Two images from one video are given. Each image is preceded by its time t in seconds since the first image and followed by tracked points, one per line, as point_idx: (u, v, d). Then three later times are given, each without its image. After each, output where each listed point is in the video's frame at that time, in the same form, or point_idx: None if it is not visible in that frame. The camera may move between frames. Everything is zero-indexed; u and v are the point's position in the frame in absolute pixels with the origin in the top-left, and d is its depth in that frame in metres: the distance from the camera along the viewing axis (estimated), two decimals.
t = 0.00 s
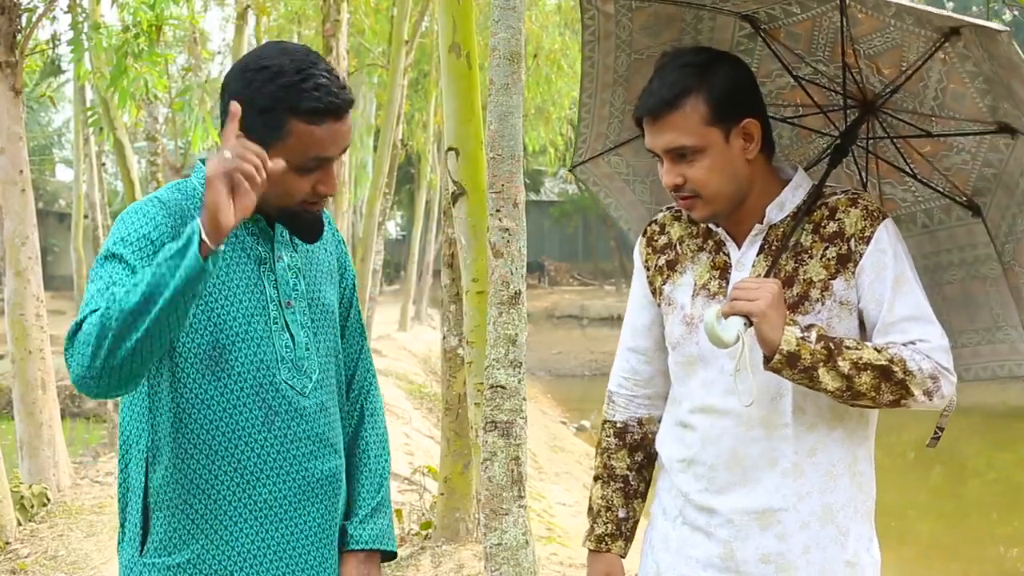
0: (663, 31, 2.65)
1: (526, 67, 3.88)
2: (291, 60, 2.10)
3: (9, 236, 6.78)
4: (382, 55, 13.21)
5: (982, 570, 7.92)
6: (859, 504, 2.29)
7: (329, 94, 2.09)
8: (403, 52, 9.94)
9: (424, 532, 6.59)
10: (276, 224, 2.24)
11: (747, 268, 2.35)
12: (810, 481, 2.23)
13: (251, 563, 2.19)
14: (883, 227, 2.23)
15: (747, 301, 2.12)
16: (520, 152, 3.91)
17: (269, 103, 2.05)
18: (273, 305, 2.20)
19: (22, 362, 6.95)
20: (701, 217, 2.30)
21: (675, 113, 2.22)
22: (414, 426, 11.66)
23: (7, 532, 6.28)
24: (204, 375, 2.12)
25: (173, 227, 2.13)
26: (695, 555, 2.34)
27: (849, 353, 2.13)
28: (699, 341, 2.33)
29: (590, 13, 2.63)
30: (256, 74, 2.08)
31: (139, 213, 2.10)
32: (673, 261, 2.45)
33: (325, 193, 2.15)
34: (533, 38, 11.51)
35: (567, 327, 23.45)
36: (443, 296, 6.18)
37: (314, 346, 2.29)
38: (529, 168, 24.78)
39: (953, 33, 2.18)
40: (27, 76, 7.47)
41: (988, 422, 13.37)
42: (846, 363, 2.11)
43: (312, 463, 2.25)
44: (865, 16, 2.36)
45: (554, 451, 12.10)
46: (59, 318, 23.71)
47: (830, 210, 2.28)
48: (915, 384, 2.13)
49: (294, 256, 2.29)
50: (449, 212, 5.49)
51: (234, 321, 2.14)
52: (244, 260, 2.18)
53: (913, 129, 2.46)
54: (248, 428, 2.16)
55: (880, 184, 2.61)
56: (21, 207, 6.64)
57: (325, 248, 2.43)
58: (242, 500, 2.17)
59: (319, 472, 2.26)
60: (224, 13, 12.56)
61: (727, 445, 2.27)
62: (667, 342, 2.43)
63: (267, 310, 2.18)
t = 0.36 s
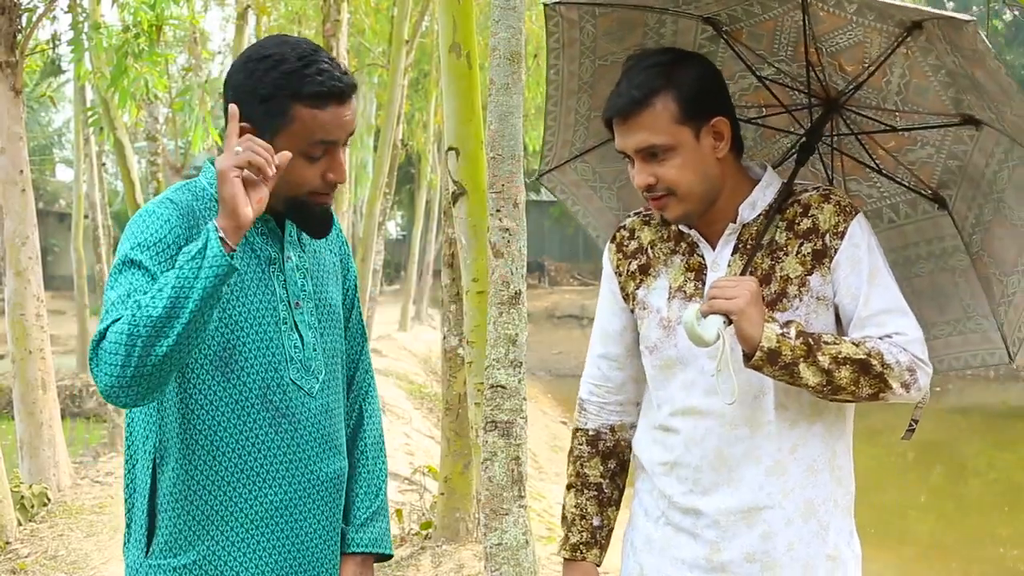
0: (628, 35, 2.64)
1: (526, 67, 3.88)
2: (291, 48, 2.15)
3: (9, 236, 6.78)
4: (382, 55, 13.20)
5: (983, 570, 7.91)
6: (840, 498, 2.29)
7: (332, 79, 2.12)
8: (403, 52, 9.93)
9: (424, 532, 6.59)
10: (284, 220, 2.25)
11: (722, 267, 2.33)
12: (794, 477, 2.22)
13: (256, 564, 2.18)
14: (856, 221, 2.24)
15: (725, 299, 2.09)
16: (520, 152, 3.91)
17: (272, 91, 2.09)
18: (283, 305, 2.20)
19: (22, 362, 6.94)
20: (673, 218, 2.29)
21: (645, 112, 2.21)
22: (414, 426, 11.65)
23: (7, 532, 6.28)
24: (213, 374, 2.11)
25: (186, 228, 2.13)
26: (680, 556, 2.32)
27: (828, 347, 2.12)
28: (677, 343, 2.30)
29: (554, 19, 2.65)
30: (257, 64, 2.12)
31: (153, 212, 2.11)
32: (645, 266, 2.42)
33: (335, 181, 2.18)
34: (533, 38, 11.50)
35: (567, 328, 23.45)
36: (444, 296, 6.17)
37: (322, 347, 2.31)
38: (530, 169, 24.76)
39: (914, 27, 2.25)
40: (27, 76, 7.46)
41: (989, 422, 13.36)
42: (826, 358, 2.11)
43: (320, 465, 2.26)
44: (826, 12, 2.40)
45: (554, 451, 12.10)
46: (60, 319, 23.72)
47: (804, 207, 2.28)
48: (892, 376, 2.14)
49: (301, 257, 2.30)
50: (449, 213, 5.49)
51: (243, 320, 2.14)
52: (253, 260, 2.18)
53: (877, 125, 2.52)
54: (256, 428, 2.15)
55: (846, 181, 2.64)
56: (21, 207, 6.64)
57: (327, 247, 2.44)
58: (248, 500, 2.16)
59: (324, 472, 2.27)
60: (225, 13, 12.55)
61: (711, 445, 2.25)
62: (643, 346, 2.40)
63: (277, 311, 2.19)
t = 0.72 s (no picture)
0: (625, 33, 2.67)
1: (526, 67, 3.88)
2: (340, 109, 2.10)
3: (8, 236, 6.77)
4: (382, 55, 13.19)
5: (983, 570, 7.90)
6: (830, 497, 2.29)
7: (370, 148, 2.11)
8: (403, 52, 9.93)
9: (424, 532, 6.59)
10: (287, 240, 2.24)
11: (714, 264, 2.33)
12: (786, 475, 2.22)
13: (252, 565, 2.23)
14: (848, 222, 2.24)
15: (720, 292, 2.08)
16: (520, 152, 3.91)
17: (318, 159, 2.05)
18: (285, 317, 2.24)
19: (22, 362, 6.94)
20: (660, 216, 2.28)
21: (638, 109, 2.21)
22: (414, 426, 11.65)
23: (7, 533, 6.28)
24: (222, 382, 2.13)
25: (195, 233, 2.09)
26: (670, 555, 2.31)
27: (820, 343, 2.12)
28: (669, 340, 2.30)
29: (555, 12, 2.66)
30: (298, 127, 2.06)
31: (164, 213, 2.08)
32: (636, 265, 2.41)
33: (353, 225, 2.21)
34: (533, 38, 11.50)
35: (567, 328, 23.44)
36: (444, 296, 6.16)
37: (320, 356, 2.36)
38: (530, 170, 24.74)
39: (909, 37, 2.30)
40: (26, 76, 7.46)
41: (989, 422, 13.36)
42: (818, 354, 2.11)
43: (316, 471, 2.31)
44: (823, 20, 2.44)
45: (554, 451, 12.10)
46: (60, 319, 23.72)
47: (796, 207, 2.28)
48: (881, 375, 2.14)
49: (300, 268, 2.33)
50: (449, 213, 5.49)
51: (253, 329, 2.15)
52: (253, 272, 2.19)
53: (864, 134, 2.54)
54: (261, 434, 2.19)
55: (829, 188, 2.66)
56: (21, 207, 6.62)
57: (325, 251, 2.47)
58: (250, 503, 2.21)
59: (321, 473, 2.34)
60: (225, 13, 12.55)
61: (703, 443, 2.25)
62: (633, 345, 2.39)
63: (281, 322, 2.22)
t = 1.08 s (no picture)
0: (638, 25, 2.65)
1: (526, 67, 3.88)
2: (304, 84, 2.08)
3: (8, 236, 6.76)
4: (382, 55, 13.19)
5: (982, 570, 7.90)
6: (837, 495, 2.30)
7: (342, 122, 2.09)
8: (403, 53, 9.93)
9: (424, 532, 6.58)
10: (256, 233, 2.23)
11: (722, 262, 2.32)
12: (792, 472, 2.22)
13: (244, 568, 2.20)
14: (855, 222, 2.24)
15: (729, 288, 2.08)
16: (520, 152, 3.91)
17: (283, 130, 2.03)
18: (263, 317, 2.21)
19: (22, 362, 6.93)
20: (668, 214, 2.28)
21: (645, 109, 2.21)
22: (414, 426, 11.65)
23: (7, 533, 6.28)
24: (199, 386, 2.12)
25: (161, 235, 2.10)
26: (677, 554, 2.30)
27: (827, 341, 2.12)
28: (677, 338, 2.29)
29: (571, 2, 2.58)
30: (269, 98, 2.05)
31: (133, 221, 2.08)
32: (644, 264, 2.40)
33: (324, 216, 2.15)
34: (533, 38, 11.51)
35: (567, 328, 23.44)
36: (444, 296, 6.16)
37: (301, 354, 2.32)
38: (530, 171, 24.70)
39: (922, 44, 2.33)
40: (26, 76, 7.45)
41: (989, 422, 13.37)
42: (825, 352, 2.11)
43: (302, 470, 2.27)
44: (836, 23, 2.46)
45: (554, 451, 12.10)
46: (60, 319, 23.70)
47: (803, 206, 2.28)
48: (888, 373, 2.15)
49: (280, 266, 2.30)
50: (450, 213, 5.49)
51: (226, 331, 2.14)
52: (228, 270, 2.17)
53: (869, 138, 2.55)
54: (243, 439, 2.16)
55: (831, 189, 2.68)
56: (21, 207, 6.61)
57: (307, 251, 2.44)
58: (237, 509, 2.18)
59: (309, 476, 2.29)
60: (225, 13, 12.55)
61: (712, 441, 2.24)
62: (641, 346, 2.38)
63: (257, 321, 2.19)
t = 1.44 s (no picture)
0: (645, 28, 2.66)
1: (526, 67, 3.88)
2: (232, 50, 2.07)
3: (9, 236, 6.75)
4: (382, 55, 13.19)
5: (982, 570, 7.90)
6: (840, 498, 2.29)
7: (277, 80, 2.07)
8: (403, 53, 9.93)
9: (424, 532, 6.57)
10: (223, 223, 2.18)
11: (729, 263, 2.32)
12: (796, 474, 2.22)
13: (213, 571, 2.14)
14: (862, 224, 2.24)
15: (734, 290, 2.09)
16: (520, 152, 3.91)
17: (219, 96, 2.02)
18: (229, 312, 2.15)
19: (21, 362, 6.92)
20: (677, 216, 2.28)
21: (654, 109, 2.21)
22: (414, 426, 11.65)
23: (7, 533, 6.27)
24: (163, 385, 2.08)
25: (124, 237, 2.06)
26: (679, 552, 2.30)
27: (832, 344, 2.12)
28: (683, 338, 2.29)
29: (576, 7, 2.61)
30: (200, 68, 2.04)
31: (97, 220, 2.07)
32: (651, 263, 2.40)
33: (281, 185, 2.11)
34: (533, 38, 11.50)
35: (568, 328, 23.43)
36: (444, 296, 6.16)
37: (273, 351, 2.24)
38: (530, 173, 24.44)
39: (928, 42, 2.33)
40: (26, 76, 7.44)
41: (989, 422, 13.37)
42: (830, 354, 2.11)
43: (272, 471, 2.20)
44: (842, 22, 2.44)
45: (554, 451, 12.11)
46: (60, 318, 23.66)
47: (811, 208, 2.28)
48: (892, 376, 2.15)
49: (249, 259, 2.23)
50: (449, 212, 5.49)
51: (191, 329, 2.09)
52: (191, 267, 2.12)
53: (879, 138, 2.55)
54: (208, 438, 2.11)
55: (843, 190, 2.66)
56: (21, 207, 6.59)
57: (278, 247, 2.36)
58: (204, 511, 2.13)
59: (280, 477, 2.22)
60: (225, 13, 12.54)
61: (715, 441, 2.24)
62: (648, 345, 2.38)
63: (222, 317, 2.13)
